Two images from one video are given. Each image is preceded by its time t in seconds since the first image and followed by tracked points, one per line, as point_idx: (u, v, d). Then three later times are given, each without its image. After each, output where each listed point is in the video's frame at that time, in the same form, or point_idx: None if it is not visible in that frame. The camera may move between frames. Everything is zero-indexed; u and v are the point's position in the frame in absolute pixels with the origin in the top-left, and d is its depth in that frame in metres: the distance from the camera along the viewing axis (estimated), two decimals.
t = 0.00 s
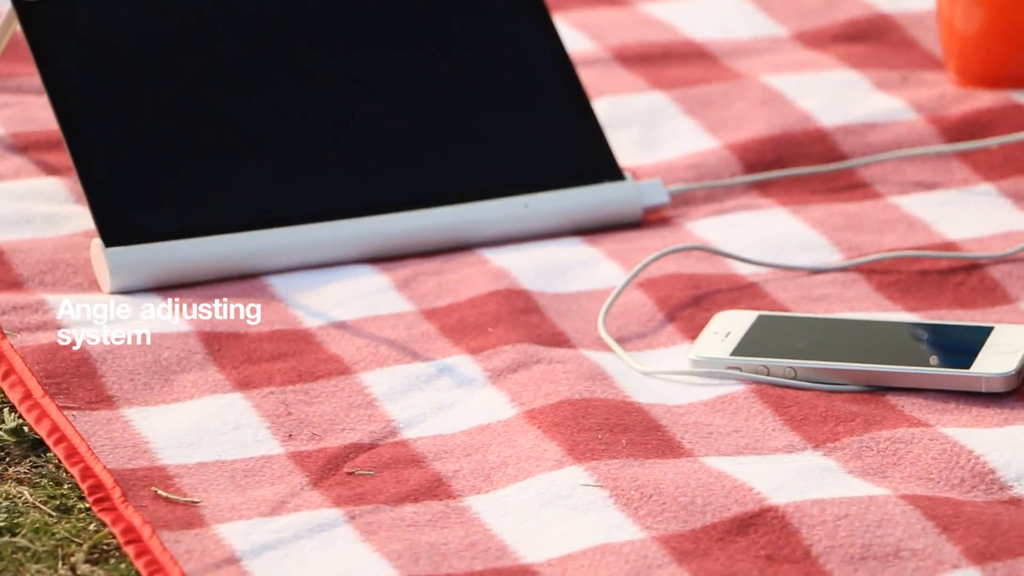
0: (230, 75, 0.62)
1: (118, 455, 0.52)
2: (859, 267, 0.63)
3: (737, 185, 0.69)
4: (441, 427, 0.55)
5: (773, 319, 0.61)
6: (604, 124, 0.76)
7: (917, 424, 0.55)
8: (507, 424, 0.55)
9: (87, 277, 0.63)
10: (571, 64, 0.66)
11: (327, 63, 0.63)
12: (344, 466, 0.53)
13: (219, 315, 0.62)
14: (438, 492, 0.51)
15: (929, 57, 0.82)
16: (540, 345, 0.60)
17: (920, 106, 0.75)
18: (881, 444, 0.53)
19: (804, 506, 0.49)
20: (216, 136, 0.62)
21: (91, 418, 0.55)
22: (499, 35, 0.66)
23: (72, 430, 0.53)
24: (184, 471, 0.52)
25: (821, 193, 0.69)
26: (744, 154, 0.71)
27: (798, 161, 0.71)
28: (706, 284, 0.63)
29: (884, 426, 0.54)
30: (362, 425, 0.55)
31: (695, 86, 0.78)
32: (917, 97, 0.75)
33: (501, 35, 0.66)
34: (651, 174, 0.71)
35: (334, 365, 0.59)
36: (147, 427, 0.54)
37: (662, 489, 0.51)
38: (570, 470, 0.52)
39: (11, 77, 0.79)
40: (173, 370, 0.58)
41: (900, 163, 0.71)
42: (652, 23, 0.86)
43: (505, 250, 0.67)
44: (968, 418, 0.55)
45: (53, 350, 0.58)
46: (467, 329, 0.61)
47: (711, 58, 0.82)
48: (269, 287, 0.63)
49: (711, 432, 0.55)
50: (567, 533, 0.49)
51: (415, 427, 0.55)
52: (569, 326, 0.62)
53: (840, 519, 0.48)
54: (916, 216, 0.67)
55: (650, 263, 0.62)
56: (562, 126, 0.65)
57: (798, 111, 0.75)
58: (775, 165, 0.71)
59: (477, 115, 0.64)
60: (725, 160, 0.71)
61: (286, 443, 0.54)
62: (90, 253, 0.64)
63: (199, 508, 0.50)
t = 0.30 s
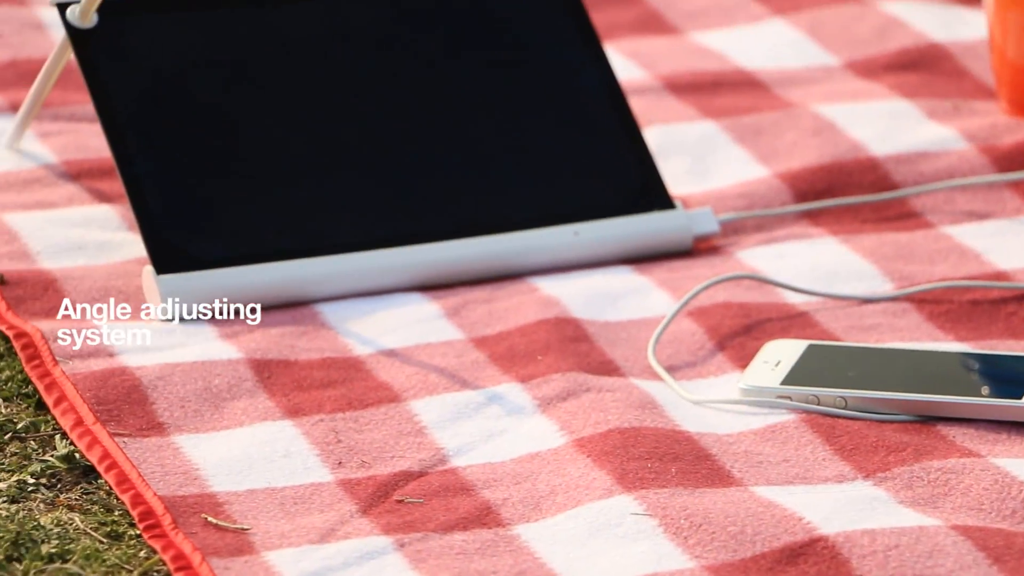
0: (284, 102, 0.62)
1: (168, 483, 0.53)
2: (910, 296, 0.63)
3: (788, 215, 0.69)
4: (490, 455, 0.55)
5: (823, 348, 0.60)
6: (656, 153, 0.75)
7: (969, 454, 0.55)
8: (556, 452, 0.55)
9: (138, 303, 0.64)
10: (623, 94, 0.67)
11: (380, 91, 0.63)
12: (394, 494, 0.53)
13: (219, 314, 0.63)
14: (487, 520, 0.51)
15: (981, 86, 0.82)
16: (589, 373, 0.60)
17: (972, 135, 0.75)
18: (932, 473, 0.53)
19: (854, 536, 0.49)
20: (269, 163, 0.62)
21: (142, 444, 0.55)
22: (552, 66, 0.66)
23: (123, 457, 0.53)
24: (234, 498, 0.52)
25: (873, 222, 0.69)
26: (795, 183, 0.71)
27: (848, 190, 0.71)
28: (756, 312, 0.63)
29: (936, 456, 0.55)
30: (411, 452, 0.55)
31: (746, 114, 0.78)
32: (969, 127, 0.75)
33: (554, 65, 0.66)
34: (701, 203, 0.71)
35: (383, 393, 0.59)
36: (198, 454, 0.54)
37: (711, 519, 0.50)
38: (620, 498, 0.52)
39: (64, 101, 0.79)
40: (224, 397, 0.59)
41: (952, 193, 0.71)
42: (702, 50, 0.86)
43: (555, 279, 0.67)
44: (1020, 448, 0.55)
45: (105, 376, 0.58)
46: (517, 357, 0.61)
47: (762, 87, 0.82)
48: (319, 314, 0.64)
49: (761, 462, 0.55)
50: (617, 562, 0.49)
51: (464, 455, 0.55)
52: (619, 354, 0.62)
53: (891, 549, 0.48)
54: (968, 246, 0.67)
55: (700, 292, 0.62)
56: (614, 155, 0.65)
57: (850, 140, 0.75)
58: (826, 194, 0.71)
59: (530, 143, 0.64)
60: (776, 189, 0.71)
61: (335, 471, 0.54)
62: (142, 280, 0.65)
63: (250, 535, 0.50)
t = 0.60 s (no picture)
0: (331, 126, 0.63)
1: (210, 504, 0.52)
2: (954, 321, 0.63)
3: (831, 239, 0.70)
4: (533, 479, 0.55)
5: (866, 373, 0.60)
6: (698, 177, 0.76)
7: (1012, 480, 0.55)
8: (598, 476, 0.55)
9: (182, 326, 0.64)
10: (668, 120, 0.67)
11: (427, 116, 0.64)
12: (435, 516, 0.53)
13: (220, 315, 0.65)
14: (528, 544, 0.51)
15: None
16: (631, 398, 0.60)
17: (1016, 159, 0.75)
18: (975, 499, 0.53)
19: (897, 561, 0.49)
20: (316, 186, 0.62)
21: (184, 466, 0.55)
22: (596, 92, 0.66)
23: (165, 478, 0.53)
24: (275, 520, 0.52)
25: (916, 246, 0.70)
26: (838, 208, 0.72)
27: (891, 216, 0.72)
28: (799, 336, 0.63)
29: (979, 482, 0.54)
30: (453, 475, 0.55)
31: (791, 138, 0.79)
32: (1013, 152, 0.76)
33: (599, 91, 0.66)
34: (745, 227, 0.71)
35: (425, 416, 0.59)
36: (240, 476, 0.54)
37: (753, 543, 0.50)
38: (662, 522, 0.51)
39: (110, 125, 0.80)
40: (267, 420, 0.59)
41: (996, 218, 0.72)
42: (745, 74, 0.86)
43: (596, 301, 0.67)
44: None
45: (148, 399, 0.58)
46: (559, 381, 0.61)
47: (806, 112, 0.83)
48: (361, 337, 0.64)
49: (803, 486, 0.55)
50: None
51: (506, 478, 0.55)
52: (662, 378, 0.61)
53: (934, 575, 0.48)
54: (1012, 270, 0.67)
55: (743, 316, 0.63)
56: (658, 182, 0.66)
57: (893, 164, 0.76)
58: (869, 219, 0.72)
59: (574, 169, 0.64)
60: (819, 214, 0.72)
61: (377, 493, 0.54)
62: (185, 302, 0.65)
63: (291, 557, 0.50)
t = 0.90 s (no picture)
0: (373, 151, 0.63)
1: (249, 530, 0.52)
2: (994, 348, 0.63)
3: (871, 266, 0.70)
4: (570, 505, 0.55)
5: (905, 400, 0.60)
6: (737, 202, 0.76)
7: None
8: (636, 502, 0.55)
9: (219, 351, 0.64)
10: (706, 144, 0.68)
11: (469, 142, 0.64)
12: (473, 543, 0.52)
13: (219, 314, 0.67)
14: (566, 570, 0.50)
15: None
16: (670, 424, 0.59)
17: None
18: (1015, 528, 0.53)
19: None
20: (359, 211, 0.62)
21: (222, 492, 0.55)
22: (634, 119, 0.67)
23: (204, 504, 0.53)
24: (314, 546, 0.52)
25: (957, 273, 0.70)
26: (876, 234, 0.72)
27: (931, 243, 0.72)
28: (838, 364, 0.63)
29: (1019, 510, 0.54)
30: (490, 502, 0.55)
31: (829, 165, 0.79)
32: None
33: (637, 118, 0.67)
34: (783, 254, 0.71)
35: (463, 442, 0.59)
36: (278, 502, 0.54)
37: (792, 570, 0.50)
38: (700, 549, 0.51)
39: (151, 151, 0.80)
40: (304, 446, 0.58)
41: None
42: (784, 100, 0.87)
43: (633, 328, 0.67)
44: None
45: (186, 425, 0.58)
46: (597, 408, 0.61)
47: (845, 138, 0.83)
48: (399, 363, 0.64)
49: (842, 513, 0.55)
50: None
51: (544, 504, 0.55)
52: (700, 405, 0.61)
53: None
54: None
55: (782, 342, 0.63)
56: (697, 208, 0.66)
57: (933, 190, 0.76)
58: (908, 245, 0.72)
59: (614, 196, 0.65)
60: (859, 241, 0.72)
61: (415, 519, 0.54)
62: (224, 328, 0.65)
63: None
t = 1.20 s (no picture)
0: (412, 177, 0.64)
1: (284, 556, 0.52)
2: None
3: (907, 294, 0.71)
4: (606, 533, 0.54)
5: (941, 428, 0.60)
6: (774, 231, 0.78)
7: None
8: (672, 530, 0.54)
9: (255, 377, 0.65)
10: (740, 173, 0.69)
11: (506, 168, 0.65)
12: (509, 570, 0.52)
13: (219, 314, 0.69)
14: None
15: None
16: (705, 452, 0.59)
17: None
18: None
19: None
20: (398, 236, 0.63)
21: (257, 518, 0.54)
22: (668, 146, 0.68)
23: (239, 531, 0.53)
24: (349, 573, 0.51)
25: (993, 301, 0.71)
26: (913, 262, 0.73)
27: (968, 271, 0.73)
28: (874, 392, 0.63)
29: None
30: (526, 529, 0.55)
31: (865, 193, 0.81)
32: None
33: (673, 144, 0.68)
34: (820, 281, 0.72)
35: (498, 469, 0.59)
36: (313, 528, 0.54)
37: None
38: None
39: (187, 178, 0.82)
40: (339, 473, 0.58)
41: None
42: (822, 128, 0.89)
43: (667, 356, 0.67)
44: None
45: (222, 451, 0.58)
46: (632, 434, 0.61)
47: (882, 166, 0.85)
48: (434, 390, 0.64)
49: (878, 542, 0.54)
50: None
51: (579, 531, 0.55)
52: (735, 433, 0.61)
53: None
54: None
55: (818, 370, 0.63)
56: (731, 236, 0.67)
57: (970, 219, 0.77)
58: (944, 273, 0.73)
59: (651, 222, 0.66)
60: (895, 269, 0.73)
61: (449, 546, 0.53)
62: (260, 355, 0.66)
63: None
